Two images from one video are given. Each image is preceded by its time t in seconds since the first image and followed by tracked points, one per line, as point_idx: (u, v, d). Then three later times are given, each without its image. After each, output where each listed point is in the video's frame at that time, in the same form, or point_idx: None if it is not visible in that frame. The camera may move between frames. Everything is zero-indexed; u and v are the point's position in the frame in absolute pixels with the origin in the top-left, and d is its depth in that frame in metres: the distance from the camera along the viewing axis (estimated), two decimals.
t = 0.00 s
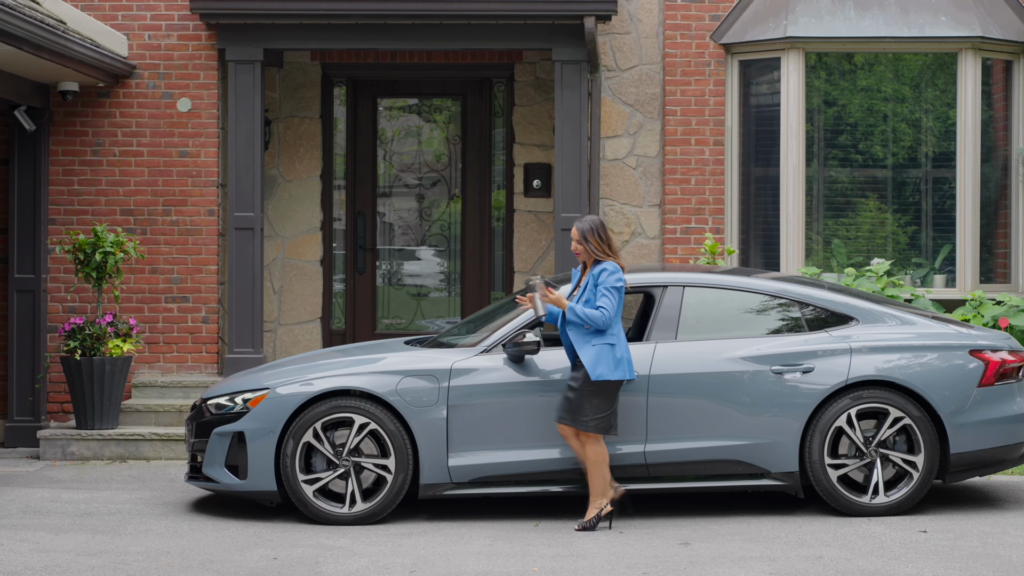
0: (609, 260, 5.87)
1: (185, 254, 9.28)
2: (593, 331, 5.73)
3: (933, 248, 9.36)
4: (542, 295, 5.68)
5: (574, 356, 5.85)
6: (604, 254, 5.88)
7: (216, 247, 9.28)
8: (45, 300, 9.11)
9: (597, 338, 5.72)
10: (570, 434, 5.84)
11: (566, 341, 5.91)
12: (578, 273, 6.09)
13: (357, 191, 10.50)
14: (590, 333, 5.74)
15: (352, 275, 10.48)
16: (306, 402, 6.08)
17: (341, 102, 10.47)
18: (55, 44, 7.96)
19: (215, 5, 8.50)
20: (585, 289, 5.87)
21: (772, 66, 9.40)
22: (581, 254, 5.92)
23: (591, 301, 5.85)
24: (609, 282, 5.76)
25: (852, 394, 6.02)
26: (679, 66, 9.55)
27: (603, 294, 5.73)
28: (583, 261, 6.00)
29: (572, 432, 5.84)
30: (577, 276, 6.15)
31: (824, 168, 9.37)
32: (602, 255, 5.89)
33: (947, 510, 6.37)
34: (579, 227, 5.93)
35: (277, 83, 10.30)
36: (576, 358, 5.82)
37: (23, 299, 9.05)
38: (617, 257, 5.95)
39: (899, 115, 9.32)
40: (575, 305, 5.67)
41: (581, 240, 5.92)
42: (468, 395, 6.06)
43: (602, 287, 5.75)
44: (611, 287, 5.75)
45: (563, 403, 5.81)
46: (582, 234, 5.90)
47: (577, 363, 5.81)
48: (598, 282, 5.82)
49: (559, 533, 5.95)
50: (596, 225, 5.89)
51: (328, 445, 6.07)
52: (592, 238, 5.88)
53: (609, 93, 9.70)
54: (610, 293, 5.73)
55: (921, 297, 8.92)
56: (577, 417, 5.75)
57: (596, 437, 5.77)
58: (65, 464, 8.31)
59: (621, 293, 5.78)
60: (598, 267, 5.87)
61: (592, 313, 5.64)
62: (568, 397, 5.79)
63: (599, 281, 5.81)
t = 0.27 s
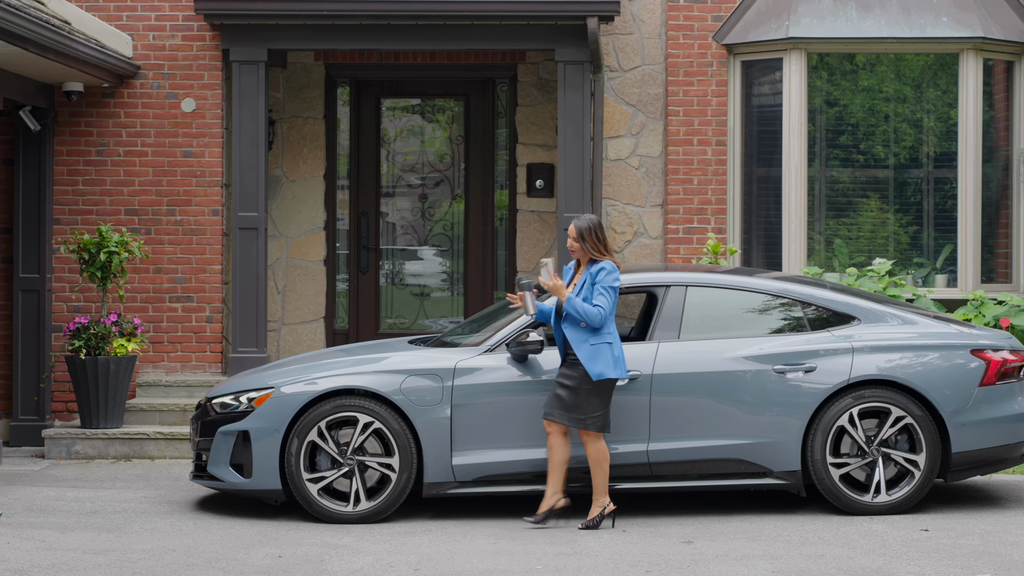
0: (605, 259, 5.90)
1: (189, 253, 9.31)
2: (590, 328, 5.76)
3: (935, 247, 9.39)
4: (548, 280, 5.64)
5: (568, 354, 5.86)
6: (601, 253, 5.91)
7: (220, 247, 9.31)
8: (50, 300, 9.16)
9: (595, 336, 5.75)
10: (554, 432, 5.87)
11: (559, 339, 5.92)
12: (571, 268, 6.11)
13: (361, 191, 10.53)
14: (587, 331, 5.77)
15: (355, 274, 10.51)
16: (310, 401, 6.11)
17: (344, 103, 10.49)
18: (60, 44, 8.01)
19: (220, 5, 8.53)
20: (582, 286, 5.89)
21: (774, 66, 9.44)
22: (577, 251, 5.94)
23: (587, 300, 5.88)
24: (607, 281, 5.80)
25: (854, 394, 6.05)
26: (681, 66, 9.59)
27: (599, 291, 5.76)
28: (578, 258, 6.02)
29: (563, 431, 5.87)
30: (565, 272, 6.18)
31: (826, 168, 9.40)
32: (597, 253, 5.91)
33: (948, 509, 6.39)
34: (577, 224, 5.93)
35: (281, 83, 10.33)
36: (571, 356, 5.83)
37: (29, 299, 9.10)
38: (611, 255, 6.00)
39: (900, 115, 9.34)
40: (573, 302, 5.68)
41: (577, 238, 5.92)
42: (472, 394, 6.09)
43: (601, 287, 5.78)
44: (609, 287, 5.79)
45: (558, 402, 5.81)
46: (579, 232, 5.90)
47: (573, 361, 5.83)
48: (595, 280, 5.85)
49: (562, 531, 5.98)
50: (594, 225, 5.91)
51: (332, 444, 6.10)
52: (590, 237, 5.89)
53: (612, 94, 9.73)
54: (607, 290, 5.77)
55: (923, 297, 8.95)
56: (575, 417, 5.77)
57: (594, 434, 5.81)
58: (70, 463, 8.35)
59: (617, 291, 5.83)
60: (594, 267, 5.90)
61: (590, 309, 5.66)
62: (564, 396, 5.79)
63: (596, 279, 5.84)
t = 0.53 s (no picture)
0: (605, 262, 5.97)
1: (194, 253, 9.35)
2: (588, 328, 5.81)
3: (936, 248, 9.42)
4: (556, 266, 5.69)
5: (561, 354, 5.88)
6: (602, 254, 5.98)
7: (224, 247, 9.35)
8: (55, 299, 9.20)
9: (593, 335, 5.80)
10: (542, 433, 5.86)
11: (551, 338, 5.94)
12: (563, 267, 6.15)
13: (364, 191, 10.56)
14: (585, 331, 5.81)
15: (359, 274, 10.54)
16: (315, 400, 6.15)
17: (348, 103, 10.53)
18: (66, 45, 8.05)
19: (224, 6, 8.55)
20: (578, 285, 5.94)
21: (777, 66, 9.47)
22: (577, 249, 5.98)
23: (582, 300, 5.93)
24: (607, 282, 5.87)
25: (856, 393, 6.08)
26: (684, 67, 9.60)
27: (598, 291, 5.83)
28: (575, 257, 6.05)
29: (552, 434, 5.87)
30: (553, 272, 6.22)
31: (828, 168, 9.43)
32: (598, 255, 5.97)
33: (950, 507, 6.42)
34: (580, 223, 5.96)
35: (285, 83, 10.37)
36: (565, 356, 5.86)
37: (34, 299, 9.14)
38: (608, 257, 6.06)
39: (902, 115, 9.37)
40: (575, 300, 5.72)
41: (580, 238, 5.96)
42: (476, 393, 6.13)
43: (600, 288, 5.85)
44: (608, 288, 5.86)
45: (554, 403, 5.84)
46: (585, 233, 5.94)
47: (567, 361, 5.85)
48: (594, 280, 5.92)
49: (566, 530, 6.01)
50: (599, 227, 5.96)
51: (337, 443, 6.14)
52: (595, 238, 5.94)
53: (615, 94, 9.77)
54: (606, 291, 5.85)
55: (925, 297, 8.98)
56: (574, 417, 5.80)
57: (593, 434, 5.84)
58: (75, 462, 8.39)
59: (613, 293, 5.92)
60: (595, 267, 5.97)
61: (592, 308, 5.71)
62: (563, 396, 5.82)
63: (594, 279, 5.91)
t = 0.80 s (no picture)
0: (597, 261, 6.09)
1: (198, 253, 9.38)
2: (583, 326, 5.86)
3: (939, 248, 9.44)
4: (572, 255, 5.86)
5: (553, 355, 5.91)
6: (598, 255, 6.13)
7: (229, 247, 9.38)
8: (60, 299, 9.22)
9: (588, 333, 5.86)
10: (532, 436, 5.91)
11: (542, 340, 5.95)
12: (549, 268, 6.14)
13: (368, 191, 10.59)
14: (580, 330, 5.87)
15: (362, 275, 10.57)
16: (320, 400, 6.18)
17: (352, 103, 10.56)
18: (71, 45, 8.08)
19: (229, 7, 8.59)
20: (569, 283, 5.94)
21: (779, 67, 9.50)
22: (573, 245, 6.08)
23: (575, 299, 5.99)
24: (602, 281, 5.96)
25: (859, 393, 6.11)
26: (687, 67, 9.64)
27: (594, 288, 5.90)
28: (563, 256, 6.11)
29: (543, 437, 5.90)
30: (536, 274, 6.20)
31: (830, 168, 9.46)
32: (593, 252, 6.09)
33: (953, 507, 6.45)
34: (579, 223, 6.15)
35: (289, 84, 10.40)
36: (558, 357, 5.89)
37: (39, 298, 9.16)
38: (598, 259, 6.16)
39: (904, 115, 9.40)
40: (576, 293, 5.81)
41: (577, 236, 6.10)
42: (481, 392, 6.16)
43: (597, 286, 5.92)
44: (603, 287, 5.95)
45: (545, 405, 5.86)
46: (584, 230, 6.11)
47: (560, 362, 5.88)
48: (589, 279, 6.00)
49: (570, 529, 6.04)
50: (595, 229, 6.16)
51: (342, 443, 6.17)
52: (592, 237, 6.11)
53: (618, 95, 9.80)
54: (601, 288, 5.93)
55: (926, 297, 9.01)
56: (569, 418, 5.84)
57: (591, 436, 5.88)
58: (80, 461, 8.43)
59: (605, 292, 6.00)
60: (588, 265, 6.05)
61: (592, 302, 5.81)
62: (556, 398, 5.85)
63: (589, 278, 5.97)
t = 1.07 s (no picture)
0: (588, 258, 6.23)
1: (202, 253, 9.41)
2: (573, 323, 5.90)
3: (940, 247, 9.47)
4: (568, 252, 5.97)
5: (542, 355, 5.93)
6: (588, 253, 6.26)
7: (233, 247, 9.41)
8: (64, 299, 9.26)
9: (578, 331, 5.89)
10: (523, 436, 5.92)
11: (531, 341, 5.98)
12: (535, 270, 6.21)
13: (371, 191, 10.62)
14: (570, 327, 5.90)
15: (366, 275, 10.61)
16: (324, 399, 6.20)
17: (355, 103, 10.59)
18: (77, 46, 8.11)
19: (233, 8, 8.63)
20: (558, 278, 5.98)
21: (782, 68, 9.53)
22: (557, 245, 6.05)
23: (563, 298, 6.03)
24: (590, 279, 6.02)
25: (862, 393, 6.14)
26: (689, 68, 9.67)
27: (583, 283, 5.94)
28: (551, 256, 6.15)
29: (533, 436, 5.92)
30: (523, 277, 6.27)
31: (831, 169, 9.49)
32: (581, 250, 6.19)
33: (955, 506, 6.47)
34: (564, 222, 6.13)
35: (293, 84, 10.43)
36: (548, 356, 5.90)
37: (44, 298, 9.20)
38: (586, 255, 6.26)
39: (906, 115, 9.42)
40: (568, 284, 5.88)
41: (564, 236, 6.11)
42: (485, 392, 6.20)
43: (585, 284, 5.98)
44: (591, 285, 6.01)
45: (534, 404, 5.88)
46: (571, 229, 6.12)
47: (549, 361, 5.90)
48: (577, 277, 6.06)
49: (573, 528, 6.07)
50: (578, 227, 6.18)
51: (347, 442, 6.20)
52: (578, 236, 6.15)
53: (621, 95, 9.83)
54: (591, 284, 5.95)
55: (928, 297, 9.04)
56: (557, 417, 5.85)
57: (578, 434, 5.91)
58: (85, 460, 8.46)
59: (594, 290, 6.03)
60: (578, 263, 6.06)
61: (583, 293, 5.87)
62: (544, 398, 5.86)
63: (577, 275, 5.99)
